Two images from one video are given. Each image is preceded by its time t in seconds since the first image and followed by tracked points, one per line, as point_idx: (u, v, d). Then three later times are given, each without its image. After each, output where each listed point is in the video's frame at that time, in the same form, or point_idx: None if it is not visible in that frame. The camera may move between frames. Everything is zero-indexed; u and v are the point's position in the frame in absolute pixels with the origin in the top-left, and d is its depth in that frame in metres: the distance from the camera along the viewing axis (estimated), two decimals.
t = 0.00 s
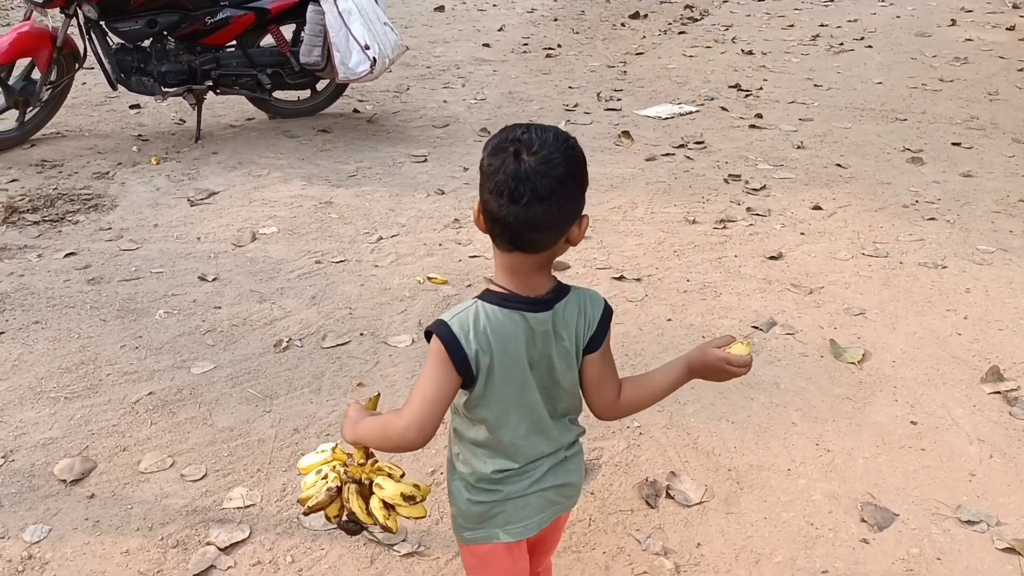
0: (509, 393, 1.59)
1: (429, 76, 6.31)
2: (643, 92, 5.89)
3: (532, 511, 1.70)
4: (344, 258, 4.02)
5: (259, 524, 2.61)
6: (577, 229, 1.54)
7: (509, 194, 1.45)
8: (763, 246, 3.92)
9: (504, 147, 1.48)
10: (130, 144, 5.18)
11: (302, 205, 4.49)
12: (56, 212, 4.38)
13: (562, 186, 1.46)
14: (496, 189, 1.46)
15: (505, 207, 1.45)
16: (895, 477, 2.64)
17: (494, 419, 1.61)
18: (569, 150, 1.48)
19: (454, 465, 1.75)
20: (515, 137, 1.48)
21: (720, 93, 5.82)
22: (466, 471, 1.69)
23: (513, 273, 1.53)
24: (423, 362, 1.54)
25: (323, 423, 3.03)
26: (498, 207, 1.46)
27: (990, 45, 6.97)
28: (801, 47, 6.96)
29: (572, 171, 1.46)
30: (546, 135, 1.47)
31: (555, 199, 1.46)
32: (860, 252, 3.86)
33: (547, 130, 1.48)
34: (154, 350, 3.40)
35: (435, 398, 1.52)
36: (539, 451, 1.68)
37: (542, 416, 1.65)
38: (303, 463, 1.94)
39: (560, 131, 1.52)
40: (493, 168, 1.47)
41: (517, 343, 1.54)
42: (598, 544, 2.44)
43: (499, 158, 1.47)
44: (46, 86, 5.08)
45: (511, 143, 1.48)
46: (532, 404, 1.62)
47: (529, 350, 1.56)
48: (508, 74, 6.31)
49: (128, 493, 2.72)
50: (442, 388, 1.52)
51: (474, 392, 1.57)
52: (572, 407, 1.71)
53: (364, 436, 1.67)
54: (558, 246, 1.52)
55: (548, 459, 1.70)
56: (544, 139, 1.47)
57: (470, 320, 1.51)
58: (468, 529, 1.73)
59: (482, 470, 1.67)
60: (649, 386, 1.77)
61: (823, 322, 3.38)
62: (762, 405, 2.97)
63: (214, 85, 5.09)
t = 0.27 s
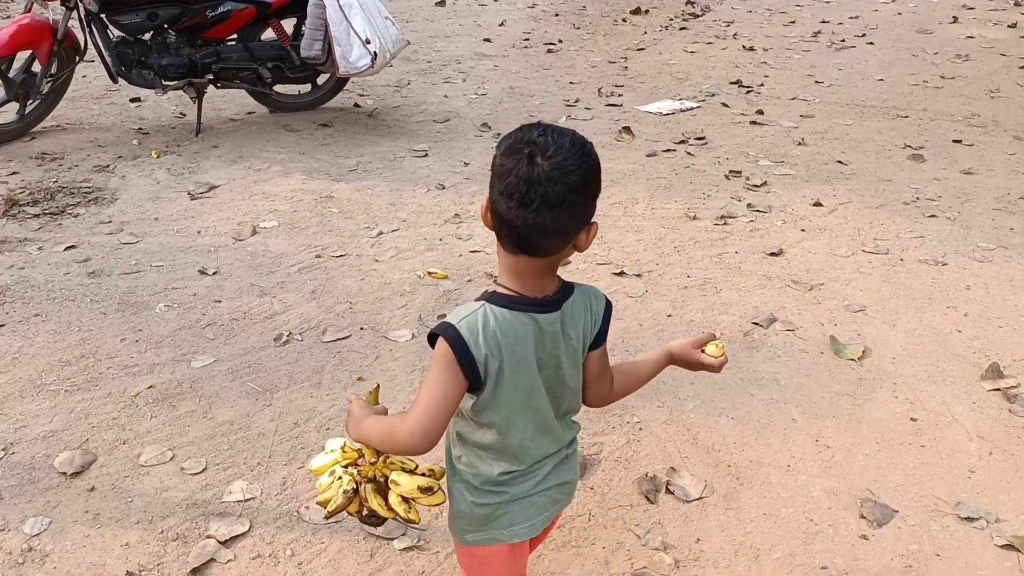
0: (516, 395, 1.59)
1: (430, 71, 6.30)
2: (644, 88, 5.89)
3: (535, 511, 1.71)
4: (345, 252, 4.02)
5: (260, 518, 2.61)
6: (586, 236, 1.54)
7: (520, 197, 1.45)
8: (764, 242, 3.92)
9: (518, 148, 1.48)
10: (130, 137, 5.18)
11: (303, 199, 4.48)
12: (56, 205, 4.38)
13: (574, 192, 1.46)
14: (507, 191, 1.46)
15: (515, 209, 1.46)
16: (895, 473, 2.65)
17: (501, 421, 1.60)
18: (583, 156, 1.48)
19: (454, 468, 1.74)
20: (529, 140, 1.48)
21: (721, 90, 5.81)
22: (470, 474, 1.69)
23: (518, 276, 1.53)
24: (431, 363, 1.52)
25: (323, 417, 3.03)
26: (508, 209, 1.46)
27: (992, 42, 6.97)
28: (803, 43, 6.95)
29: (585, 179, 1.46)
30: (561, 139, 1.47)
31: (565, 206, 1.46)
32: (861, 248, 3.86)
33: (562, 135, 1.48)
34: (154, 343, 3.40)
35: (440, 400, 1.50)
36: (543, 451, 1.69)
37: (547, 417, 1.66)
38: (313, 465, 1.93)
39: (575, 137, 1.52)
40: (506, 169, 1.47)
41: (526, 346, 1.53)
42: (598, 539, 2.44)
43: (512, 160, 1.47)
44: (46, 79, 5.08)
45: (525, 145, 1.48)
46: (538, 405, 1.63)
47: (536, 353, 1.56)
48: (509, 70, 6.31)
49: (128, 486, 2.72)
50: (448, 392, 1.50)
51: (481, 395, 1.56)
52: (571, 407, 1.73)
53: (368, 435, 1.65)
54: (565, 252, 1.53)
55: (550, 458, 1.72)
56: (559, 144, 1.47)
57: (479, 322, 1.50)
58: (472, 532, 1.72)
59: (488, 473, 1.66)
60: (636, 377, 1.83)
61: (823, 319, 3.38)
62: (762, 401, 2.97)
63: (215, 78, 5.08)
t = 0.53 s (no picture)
0: (525, 381, 1.59)
1: (434, 66, 6.30)
2: (649, 85, 5.88)
3: (539, 495, 1.72)
4: (349, 247, 4.03)
5: (263, 511, 2.62)
6: (595, 229, 1.55)
7: (538, 190, 1.44)
8: (768, 240, 3.92)
9: (537, 140, 1.47)
10: (135, 131, 5.18)
11: (307, 194, 4.49)
12: (61, 198, 4.39)
13: (591, 187, 1.46)
14: (526, 183, 1.45)
15: (532, 201, 1.45)
16: (898, 472, 2.65)
17: (509, 406, 1.60)
18: (599, 151, 1.49)
19: (457, 455, 1.74)
20: (548, 133, 1.48)
21: (725, 87, 5.81)
22: (474, 458, 1.69)
23: (528, 265, 1.52)
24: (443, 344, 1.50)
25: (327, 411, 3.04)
26: (524, 202, 1.45)
27: (998, 40, 6.95)
28: (808, 40, 6.94)
29: (602, 175, 1.46)
30: (580, 134, 1.47)
31: (581, 200, 1.46)
32: (865, 247, 3.86)
33: (580, 129, 1.48)
34: (158, 337, 3.41)
35: (451, 379, 1.49)
36: (547, 437, 1.70)
37: (552, 402, 1.67)
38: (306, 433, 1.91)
39: (592, 131, 1.52)
40: (524, 161, 1.46)
41: (537, 332, 1.54)
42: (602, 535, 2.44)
43: (530, 152, 1.46)
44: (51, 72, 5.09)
45: (545, 138, 1.47)
46: (545, 391, 1.63)
47: (547, 338, 1.57)
48: (513, 66, 6.31)
49: (133, 479, 2.73)
50: (460, 372, 1.49)
51: (492, 381, 1.56)
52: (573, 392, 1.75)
53: (375, 410, 1.64)
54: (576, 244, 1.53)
55: (552, 443, 1.73)
56: (577, 138, 1.47)
57: (494, 308, 1.49)
58: (477, 518, 1.72)
59: (493, 457, 1.66)
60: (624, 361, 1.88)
61: (827, 317, 3.38)
62: (765, 398, 2.98)
63: (219, 73, 5.09)
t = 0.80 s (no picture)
0: (531, 359, 1.59)
1: (440, 66, 6.31)
2: (654, 85, 5.88)
3: (539, 471, 1.72)
4: (354, 246, 4.04)
5: (269, 509, 2.63)
6: (604, 219, 1.57)
7: (556, 181, 1.45)
8: (773, 241, 3.92)
9: (556, 131, 1.47)
10: (141, 130, 5.19)
11: (313, 193, 4.50)
12: (68, 196, 4.40)
13: (605, 180, 1.48)
14: (544, 173, 1.46)
15: (549, 191, 1.46)
16: (903, 474, 2.65)
17: (515, 384, 1.60)
18: (615, 146, 1.50)
19: (457, 434, 1.73)
20: (567, 125, 1.48)
21: (731, 88, 5.80)
22: (475, 435, 1.68)
23: (538, 250, 1.54)
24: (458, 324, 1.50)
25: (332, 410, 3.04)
26: (541, 191, 1.46)
27: (1005, 42, 6.94)
28: (814, 42, 6.93)
29: (619, 169, 1.47)
30: (599, 126, 1.47)
31: (597, 192, 1.48)
32: (871, 249, 3.85)
33: (599, 122, 1.49)
34: (164, 335, 3.42)
35: (471, 358, 1.49)
36: (548, 413, 1.71)
37: (553, 379, 1.68)
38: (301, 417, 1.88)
39: (608, 123, 1.53)
40: (543, 151, 1.46)
41: (546, 313, 1.55)
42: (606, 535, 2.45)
43: (548, 143, 1.47)
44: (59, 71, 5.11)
45: (564, 129, 1.47)
46: (548, 368, 1.64)
47: (554, 318, 1.58)
48: (519, 65, 6.31)
49: (138, 476, 2.73)
50: (478, 352, 1.49)
51: (500, 360, 1.56)
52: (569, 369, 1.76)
53: (385, 388, 1.61)
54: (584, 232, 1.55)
55: (551, 420, 1.74)
56: (596, 131, 1.48)
57: (506, 289, 1.50)
58: (480, 496, 1.71)
59: (495, 433, 1.66)
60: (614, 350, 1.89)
61: (833, 319, 3.38)
62: (770, 400, 2.98)
63: (226, 71, 5.10)
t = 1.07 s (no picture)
0: (538, 345, 1.61)
1: (448, 66, 6.32)
2: (662, 87, 5.89)
3: (549, 456, 1.73)
4: (362, 244, 4.05)
5: (276, 505, 2.64)
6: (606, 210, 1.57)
7: (558, 171, 1.46)
8: (781, 243, 3.92)
9: (560, 122, 1.48)
10: (151, 126, 5.21)
11: (321, 191, 4.51)
12: (77, 192, 4.43)
13: (608, 172, 1.49)
14: (547, 163, 1.46)
15: (551, 180, 1.46)
16: (909, 477, 2.65)
17: (523, 369, 1.62)
18: (617, 139, 1.50)
19: (467, 422, 1.74)
20: (571, 116, 1.49)
21: (740, 90, 5.81)
22: (485, 421, 1.70)
23: (539, 238, 1.55)
24: (467, 313, 1.50)
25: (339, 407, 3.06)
26: (544, 180, 1.47)
27: (1015, 46, 6.93)
28: (823, 44, 6.93)
29: (620, 162, 1.48)
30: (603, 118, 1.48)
31: (599, 184, 1.49)
32: (878, 252, 3.85)
33: (603, 116, 1.50)
34: (173, 331, 3.43)
35: (483, 345, 1.50)
36: (556, 398, 1.72)
37: (560, 365, 1.70)
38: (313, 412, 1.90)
39: (612, 117, 1.53)
40: (546, 141, 1.47)
41: (550, 300, 1.56)
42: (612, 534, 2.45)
43: (552, 134, 1.48)
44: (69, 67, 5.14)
45: (568, 120, 1.48)
46: (555, 354, 1.66)
47: (558, 305, 1.59)
48: (528, 66, 6.32)
49: (146, 471, 2.75)
50: (488, 338, 1.50)
51: (506, 347, 1.57)
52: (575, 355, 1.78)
53: (399, 377, 1.62)
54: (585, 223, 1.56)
55: (559, 406, 1.75)
56: (599, 124, 1.48)
57: (511, 277, 1.51)
58: (490, 481, 1.71)
59: (504, 419, 1.67)
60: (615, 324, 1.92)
61: (840, 321, 3.38)
62: (777, 402, 2.98)
63: (235, 69, 5.12)
